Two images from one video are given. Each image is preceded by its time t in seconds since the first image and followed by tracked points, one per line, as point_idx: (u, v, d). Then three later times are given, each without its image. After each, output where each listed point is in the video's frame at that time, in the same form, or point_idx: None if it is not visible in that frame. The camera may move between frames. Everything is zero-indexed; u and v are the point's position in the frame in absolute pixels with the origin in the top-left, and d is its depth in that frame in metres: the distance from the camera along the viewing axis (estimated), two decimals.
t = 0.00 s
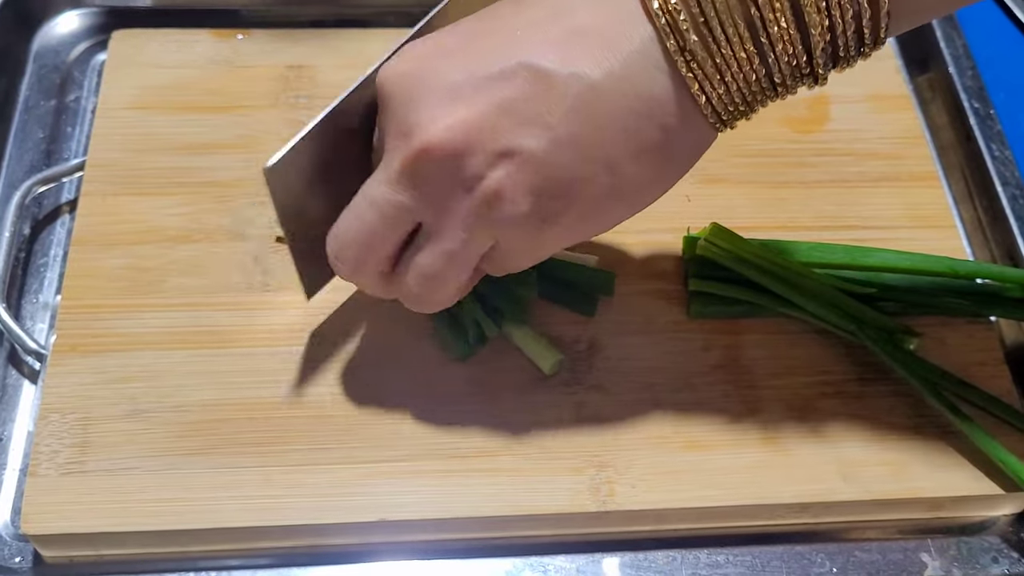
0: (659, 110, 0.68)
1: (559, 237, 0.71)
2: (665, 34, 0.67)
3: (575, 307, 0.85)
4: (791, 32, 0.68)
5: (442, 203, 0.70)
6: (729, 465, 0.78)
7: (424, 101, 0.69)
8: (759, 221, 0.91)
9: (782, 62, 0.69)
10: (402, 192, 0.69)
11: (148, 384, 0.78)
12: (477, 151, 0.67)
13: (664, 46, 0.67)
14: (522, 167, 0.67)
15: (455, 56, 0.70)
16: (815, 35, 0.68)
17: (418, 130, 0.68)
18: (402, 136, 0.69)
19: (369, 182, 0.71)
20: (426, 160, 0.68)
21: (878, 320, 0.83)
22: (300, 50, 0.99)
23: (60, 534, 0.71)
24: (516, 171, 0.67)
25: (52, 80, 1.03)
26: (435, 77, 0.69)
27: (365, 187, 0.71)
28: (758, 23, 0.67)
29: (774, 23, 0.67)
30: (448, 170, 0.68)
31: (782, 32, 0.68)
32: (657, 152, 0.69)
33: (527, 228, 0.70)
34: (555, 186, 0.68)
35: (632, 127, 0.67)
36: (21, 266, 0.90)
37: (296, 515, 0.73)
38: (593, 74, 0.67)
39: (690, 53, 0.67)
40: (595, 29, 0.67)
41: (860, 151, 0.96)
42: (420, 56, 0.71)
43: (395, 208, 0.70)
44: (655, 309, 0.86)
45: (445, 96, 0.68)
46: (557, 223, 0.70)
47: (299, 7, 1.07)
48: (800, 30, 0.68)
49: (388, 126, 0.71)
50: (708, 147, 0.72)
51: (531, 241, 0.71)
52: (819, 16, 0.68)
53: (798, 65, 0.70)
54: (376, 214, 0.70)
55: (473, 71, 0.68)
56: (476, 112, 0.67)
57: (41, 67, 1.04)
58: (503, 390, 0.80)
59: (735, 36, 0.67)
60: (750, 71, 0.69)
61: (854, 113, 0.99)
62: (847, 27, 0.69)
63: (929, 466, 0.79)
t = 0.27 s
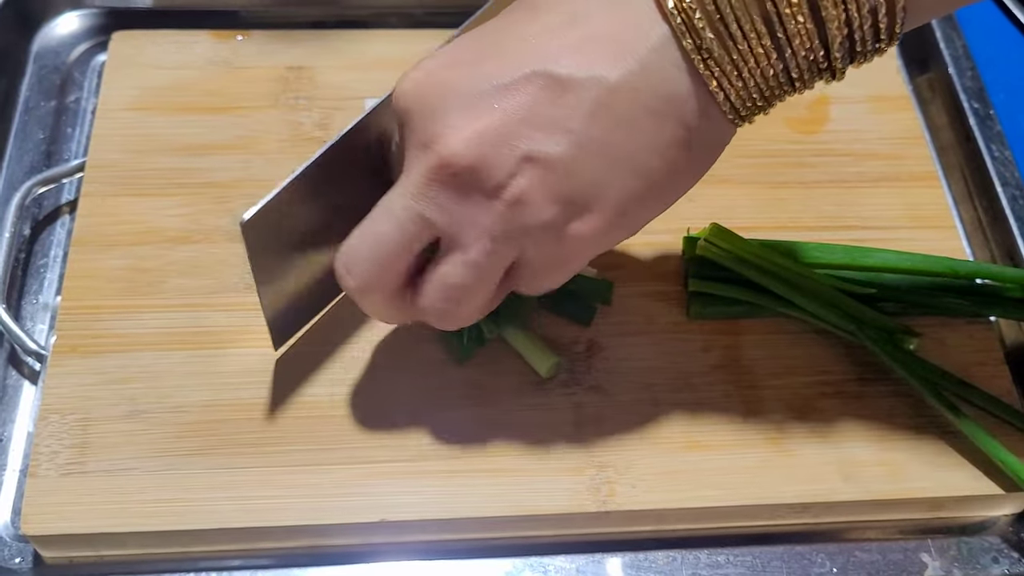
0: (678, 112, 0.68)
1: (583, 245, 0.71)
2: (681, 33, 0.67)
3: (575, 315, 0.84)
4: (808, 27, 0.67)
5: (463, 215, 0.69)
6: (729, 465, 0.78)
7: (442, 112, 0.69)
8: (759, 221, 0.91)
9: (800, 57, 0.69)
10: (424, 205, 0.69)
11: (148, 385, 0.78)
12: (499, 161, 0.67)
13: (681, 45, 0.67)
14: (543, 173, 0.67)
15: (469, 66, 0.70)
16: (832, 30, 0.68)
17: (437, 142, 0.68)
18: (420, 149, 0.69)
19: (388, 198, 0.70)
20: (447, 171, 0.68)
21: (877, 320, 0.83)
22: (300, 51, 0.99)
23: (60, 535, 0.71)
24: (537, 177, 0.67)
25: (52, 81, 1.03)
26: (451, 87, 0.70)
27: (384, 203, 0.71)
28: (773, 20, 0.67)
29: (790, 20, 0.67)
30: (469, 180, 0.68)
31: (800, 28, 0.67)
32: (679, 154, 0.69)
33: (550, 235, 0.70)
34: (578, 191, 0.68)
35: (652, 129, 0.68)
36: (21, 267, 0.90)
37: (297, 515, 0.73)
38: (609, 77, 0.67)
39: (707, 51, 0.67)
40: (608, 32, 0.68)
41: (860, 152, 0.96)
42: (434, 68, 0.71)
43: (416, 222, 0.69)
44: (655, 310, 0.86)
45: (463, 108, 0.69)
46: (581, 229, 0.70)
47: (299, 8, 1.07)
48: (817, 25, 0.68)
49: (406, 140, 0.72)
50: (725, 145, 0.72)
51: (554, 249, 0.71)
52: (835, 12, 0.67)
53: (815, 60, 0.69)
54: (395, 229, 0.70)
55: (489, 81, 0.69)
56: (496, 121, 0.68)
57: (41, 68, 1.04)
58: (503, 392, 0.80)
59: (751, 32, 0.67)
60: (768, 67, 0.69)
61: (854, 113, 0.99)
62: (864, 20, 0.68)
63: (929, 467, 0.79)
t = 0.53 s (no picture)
0: (701, 110, 0.68)
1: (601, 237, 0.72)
2: (705, 33, 0.66)
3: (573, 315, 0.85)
4: (831, 29, 0.67)
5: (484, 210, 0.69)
6: (729, 466, 0.78)
7: (465, 108, 0.69)
8: (759, 222, 0.91)
9: (822, 61, 0.68)
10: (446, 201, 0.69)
11: (147, 385, 0.78)
12: (522, 157, 0.67)
13: (704, 46, 0.67)
14: (566, 170, 0.67)
15: (492, 62, 0.70)
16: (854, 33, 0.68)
17: (460, 138, 0.68)
18: (443, 145, 0.69)
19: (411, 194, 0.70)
20: (469, 168, 0.68)
21: (877, 321, 0.83)
22: (300, 50, 0.98)
23: (59, 535, 0.71)
24: (560, 174, 0.67)
25: (51, 80, 1.03)
26: (474, 84, 0.69)
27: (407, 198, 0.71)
28: (796, 20, 0.67)
29: (814, 21, 0.66)
30: (491, 176, 0.68)
31: (822, 29, 0.67)
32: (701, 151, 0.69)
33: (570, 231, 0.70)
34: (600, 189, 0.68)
35: (676, 127, 0.67)
36: (20, 267, 0.90)
37: (296, 516, 0.73)
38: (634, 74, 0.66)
39: (730, 52, 0.66)
40: (635, 30, 0.67)
41: (859, 152, 0.96)
42: (457, 65, 0.71)
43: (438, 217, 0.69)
44: (654, 310, 0.86)
45: (486, 104, 0.68)
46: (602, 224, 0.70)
47: (299, 7, 1.07)
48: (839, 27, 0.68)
49: (427, 135, 0.71)
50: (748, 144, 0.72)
51: (573, 243, 0.71)
52: (858, 13, 0.67)
53: (836, 63, 0.69)
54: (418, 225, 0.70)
55: (513, 77, 0.68)
56: (519, 118, 0.67)
57: (40, 67, 1.04)
58: (503, 392, 0.80)
59: (774, 32, 0.67)
60: (790, 69, 0.68)
61: (854, 113, 0.99)
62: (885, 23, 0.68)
63: (928, 468, 0.79)
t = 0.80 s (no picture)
0: (720, 112, 0.67)
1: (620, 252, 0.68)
2: (722, 34, 0.66)
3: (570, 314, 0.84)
4: (847, 29, 0.67)
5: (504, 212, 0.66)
6: (729, 466, 0.78)
7: (483, 112, 0.67)
8: (759, 222, 0.92)
9: (840, 61, 0.68)
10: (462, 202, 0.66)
11: (147, 386, 0.78)
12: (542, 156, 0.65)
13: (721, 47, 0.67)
14: (587, 172, 0.65)
15: (509, 67, 0.68)
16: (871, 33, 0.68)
17: (479, 141, 0.66)
18: (459, 148, 0.67)
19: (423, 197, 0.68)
20: (487, 168, 0.65)
21: (878, 321, 0.83)
22: (300, 51, 0.99)
23: (60, 536, 0.71)
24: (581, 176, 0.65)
25: (51, 82, 1.03)
26: (492, 86, 0.67)
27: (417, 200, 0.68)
28: (813, 21, 0.67)
29: (831, 21, 0.66)
30: (510, 180, 0.65)
31: (839, 30, 0.67)
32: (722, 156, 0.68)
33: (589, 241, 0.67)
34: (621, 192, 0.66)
35: (696, 130, 0.66)
36: (21, 268, 0.90)
37: (297, 517, 0.73)
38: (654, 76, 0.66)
39: (748, 52, 0.66)
40: (654, 33, 0.67)
41: (860, 152, 0.96)
42: (472, 70, 0.69)
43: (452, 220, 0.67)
44: (655, 310, 0.86)
45: (505, 106, 0.67)
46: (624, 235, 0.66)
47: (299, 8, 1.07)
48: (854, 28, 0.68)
49: (443, 141, 0.69)
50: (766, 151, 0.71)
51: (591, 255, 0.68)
52: (875, 13, 0.67)
53: (853, 64, 0.69)
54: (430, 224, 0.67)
55: (532, 80, 0.67)
56: (539, 120, 0.66)
57: (41, 69, 1.04)
58: (503, 392, 0.80)
59: (791, 33, 0.66)
60: (807, 70, 0.68)
61: (854, 113, 0.99)
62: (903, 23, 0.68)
63: (928, 468, 0.79)
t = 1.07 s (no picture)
0: (727, 133, 0.67)
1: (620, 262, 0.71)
2: (739, 58, 0.66)
3: (565, 318, 0.84)
4: (863, 56, 0.67)
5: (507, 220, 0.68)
6: (729, 467, 0.78)
7: (494, 117, 0.67)
8: (759, 223, 0.92)
9: (855, 87, 0.68)
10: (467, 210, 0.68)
11: (148, 386, 0.78)
12: (546, 171, 0.66)
13: (738, 70, 0.67)
14: (591, 188, 0.66)
15: (524, 75, 0.69)
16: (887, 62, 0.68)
17: (486, 147, 0.66)
18: (467, 154, 0.67)
19: (431, 200, 0.70)
20: (492, 178, 0.66)
21: (876, 322, 0.83)
22: (300, 51, 0.99)
23: (60, 536, 0.71)
24: (586, 191, 0.66)
25: (52, 82, 1.03)
26: (504, 94, 0.68)
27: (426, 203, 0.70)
28: (830, 47, 0.67)
29: (848, 47, 0.66)
30: (515, 191, 0.67)
31: (856, 57, 0.67)
32: (727, 176, 0.68)
33: (589, 250, 0.69)
34: (623, 207, 0.67)
35: (703, 148, 0.67)
36: (21, 268, 0.90)
37: (297, 517, 0.73)
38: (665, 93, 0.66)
39: (765, 78, 0.66)
40: (669, 49, 0.67)
41: (859, 153, 0.97)
42: (486, 76, 0.70)
43: (458, 225, 0.69)
44: (655, 311, 0.86)
45: (516, 114, 0.67)
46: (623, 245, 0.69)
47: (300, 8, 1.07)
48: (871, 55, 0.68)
49: (452, 144, 0.69)
50: (771, 173, 0.71)
51: (591, 263, 0.70)
52: (892, 41, 0.67)
53: (868, 91, 0.69)
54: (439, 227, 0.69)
55: (545, 90, 0.67)
56: (549, 130, 0.66)
57: (41, 68, 1.04)
58: (503, 393, 0.80)
59: (808, 58, 0.66)
60: (822, 96, 0.68)
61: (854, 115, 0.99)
62: (919, 53, 0.68)
63: (928, 468, 0.79)
